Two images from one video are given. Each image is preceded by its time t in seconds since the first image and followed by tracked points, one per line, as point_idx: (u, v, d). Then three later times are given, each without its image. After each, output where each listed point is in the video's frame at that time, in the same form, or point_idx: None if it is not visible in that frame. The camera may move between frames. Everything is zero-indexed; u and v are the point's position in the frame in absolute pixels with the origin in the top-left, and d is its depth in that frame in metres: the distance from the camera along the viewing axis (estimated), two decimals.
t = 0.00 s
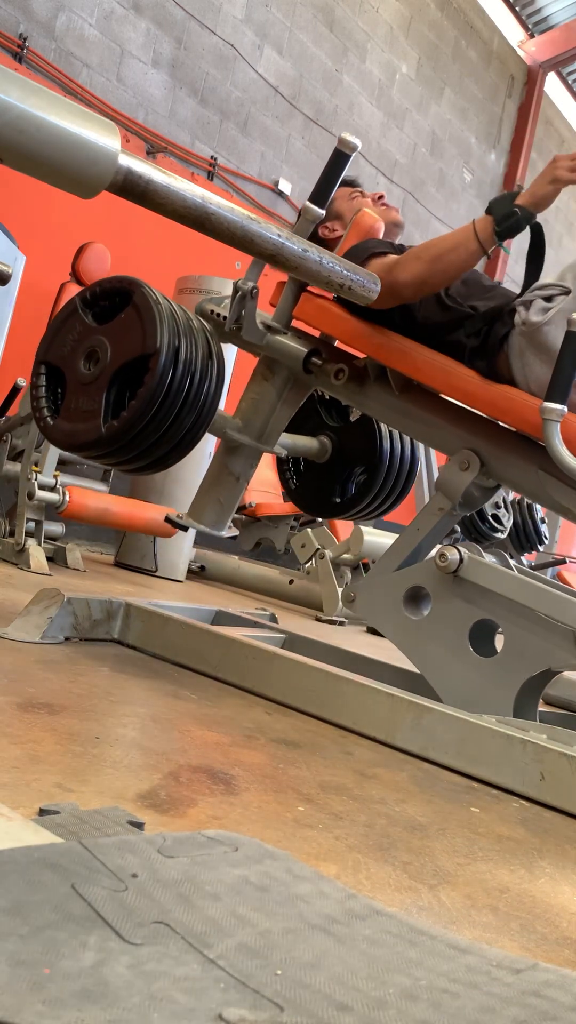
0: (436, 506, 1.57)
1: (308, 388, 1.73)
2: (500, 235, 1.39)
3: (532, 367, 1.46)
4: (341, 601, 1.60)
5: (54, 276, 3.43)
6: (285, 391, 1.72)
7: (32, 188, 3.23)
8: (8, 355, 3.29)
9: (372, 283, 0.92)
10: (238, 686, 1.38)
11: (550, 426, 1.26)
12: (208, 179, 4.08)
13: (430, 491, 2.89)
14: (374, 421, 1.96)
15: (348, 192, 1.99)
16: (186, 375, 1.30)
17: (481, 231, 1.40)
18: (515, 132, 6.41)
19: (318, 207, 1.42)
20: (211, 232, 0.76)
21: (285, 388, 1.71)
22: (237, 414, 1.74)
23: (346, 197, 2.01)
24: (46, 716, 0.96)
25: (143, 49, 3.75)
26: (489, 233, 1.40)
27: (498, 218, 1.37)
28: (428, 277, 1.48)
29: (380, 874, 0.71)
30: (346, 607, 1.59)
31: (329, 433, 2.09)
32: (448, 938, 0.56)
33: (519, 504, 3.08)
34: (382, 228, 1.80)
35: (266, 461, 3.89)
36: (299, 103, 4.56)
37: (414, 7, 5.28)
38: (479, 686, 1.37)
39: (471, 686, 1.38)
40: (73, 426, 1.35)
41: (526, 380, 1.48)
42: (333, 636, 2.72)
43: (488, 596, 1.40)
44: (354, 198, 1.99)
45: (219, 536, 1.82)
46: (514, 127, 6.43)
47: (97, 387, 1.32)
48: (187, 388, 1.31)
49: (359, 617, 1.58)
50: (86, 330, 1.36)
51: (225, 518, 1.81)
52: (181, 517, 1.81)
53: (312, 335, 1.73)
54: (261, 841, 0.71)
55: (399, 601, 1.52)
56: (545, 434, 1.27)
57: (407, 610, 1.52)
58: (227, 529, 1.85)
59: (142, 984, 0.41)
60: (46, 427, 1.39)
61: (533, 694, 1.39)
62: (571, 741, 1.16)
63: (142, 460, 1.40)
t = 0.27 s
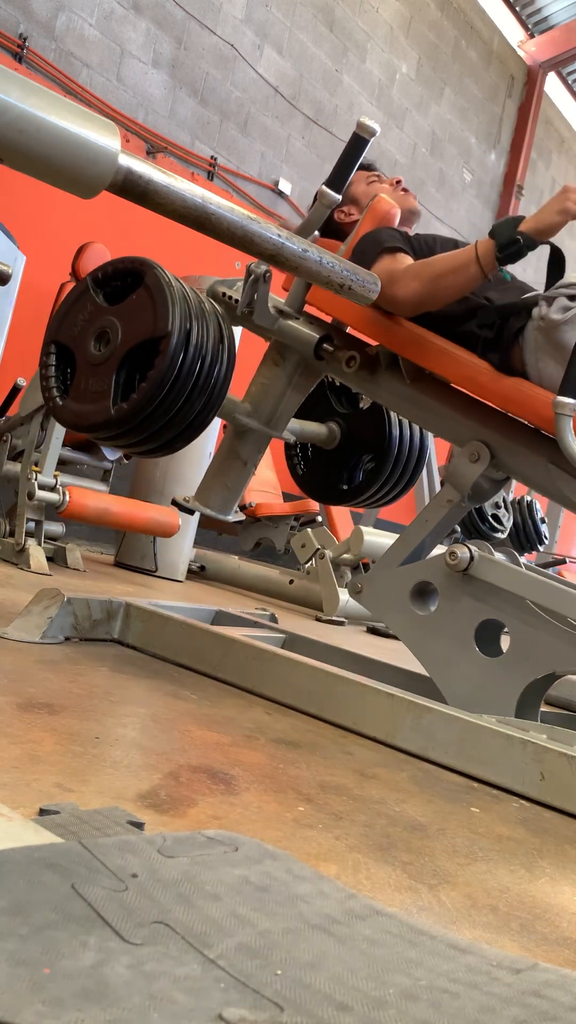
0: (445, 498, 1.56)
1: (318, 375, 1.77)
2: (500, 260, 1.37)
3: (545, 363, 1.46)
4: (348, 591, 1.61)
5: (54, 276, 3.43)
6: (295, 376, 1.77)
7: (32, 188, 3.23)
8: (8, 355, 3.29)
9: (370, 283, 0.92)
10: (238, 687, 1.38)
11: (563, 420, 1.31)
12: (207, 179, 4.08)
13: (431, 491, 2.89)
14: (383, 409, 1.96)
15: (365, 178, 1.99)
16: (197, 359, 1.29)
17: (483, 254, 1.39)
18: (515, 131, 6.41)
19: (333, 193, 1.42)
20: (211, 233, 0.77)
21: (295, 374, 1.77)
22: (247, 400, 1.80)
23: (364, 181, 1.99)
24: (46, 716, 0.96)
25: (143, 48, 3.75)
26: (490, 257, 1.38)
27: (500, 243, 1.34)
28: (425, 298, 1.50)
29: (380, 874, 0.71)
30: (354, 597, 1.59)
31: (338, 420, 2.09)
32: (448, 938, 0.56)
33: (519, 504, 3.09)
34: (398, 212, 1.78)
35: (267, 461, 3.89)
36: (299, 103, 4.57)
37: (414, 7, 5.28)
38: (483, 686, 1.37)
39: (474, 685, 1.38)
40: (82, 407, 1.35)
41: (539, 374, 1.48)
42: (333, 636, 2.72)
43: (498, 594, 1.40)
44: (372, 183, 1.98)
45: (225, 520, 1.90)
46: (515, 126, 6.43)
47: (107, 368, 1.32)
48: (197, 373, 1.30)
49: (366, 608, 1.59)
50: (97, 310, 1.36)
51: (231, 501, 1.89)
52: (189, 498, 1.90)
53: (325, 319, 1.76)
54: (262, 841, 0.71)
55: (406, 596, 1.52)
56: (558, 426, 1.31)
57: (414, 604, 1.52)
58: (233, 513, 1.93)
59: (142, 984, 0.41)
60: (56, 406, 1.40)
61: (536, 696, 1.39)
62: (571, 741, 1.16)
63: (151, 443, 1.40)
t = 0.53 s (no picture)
0: (450, 495, 1.57)
1: (325, 367, 1.77)
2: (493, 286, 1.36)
3: (553, 362, 1.47)
4: (353, 587, 1.61)
5: (54, 276, 3.43)
6: (302, 368, 1.77)
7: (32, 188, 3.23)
8: (8, 355, 3.29)
9: (370, 283, 0.92)
10: (238, 686, 1.38)
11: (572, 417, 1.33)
12: (207, 179, 4.08)
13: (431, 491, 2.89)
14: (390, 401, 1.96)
15: (375, 169, 1.98)
16: (204, 348, 1.30)
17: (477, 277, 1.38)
18: (515, 131, 6.41)
19: (342, 184, 1.42)
20: (211, 232, 0.77)
21: (302, 365, 1.77)
22: (253, 390, 1.81)
23: (374, 171, 1.99)
24: (46, 717, 0.96)
25: (143, 49, 3.75)
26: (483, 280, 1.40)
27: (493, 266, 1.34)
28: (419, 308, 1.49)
29: (380, 874, 0.71)
30: (358, 592, 1.60)
31: (344, 412, 2.10)
32: (448, 938, 0.56)
33: (519, 504, 3.09)
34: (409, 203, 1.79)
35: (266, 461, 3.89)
36: (299, 103, 4.57)
37: (414, 7, 5.28)
38: (485, 684, 1.38)
39: (475, 685, 1.39)
40: (88, 396, 1.34)
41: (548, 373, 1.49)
42: (333, 636, 2.72)
43: (503, 593, 1.40)
44: (383, 174, 1.97)
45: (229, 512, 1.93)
46: (515, 126, 6.43)
47: (113, 357, 1.32)
48: (204, 362, 1.30)
49: (371, 604, 1.59)
50: (104, 298, 1.36)
51: (235, 495, 1.92)
52: (193, 491, 1.93)
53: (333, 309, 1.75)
54: (262, 841, 0.71)
55: (410, 594, 1.52)
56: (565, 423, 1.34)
57: (419, 602, 1.53)
58: (237, 505, 1.96)
59: (142, 984, 0.41)
60: (62, 393, 1.39)
61: (538, 696, 1.38)
62: (571, 741, 1.16)
63: (156, 432, 1.40)
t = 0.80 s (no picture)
0: (449, 495, 1.57)
1: (323, 368, 1.77)
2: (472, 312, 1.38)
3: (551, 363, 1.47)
4: (352, 588, 1.61)
5: (54, 276, 3.43)
6: (300, 369, 1.78)
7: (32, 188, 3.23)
8: (8, 356, 3.29)
9: (371, 283, 0.92)
10: (238, 687, 1.38)
11: (570, 418, 1.33)
12: (207, 179, 4.08)
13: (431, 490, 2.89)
14: (388, 402, 1.96)
15: (373, 170, 1.99)
16: (202, 351, 1.30)
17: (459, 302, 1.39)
18: (515, 131, 6.41)
19: (341, 185, 1.42)
20: (211, 232, 0.77)
21: (301, 366, 1.77)
22: (251, 392, 1.81)
23: (371, 173, 1.99)
24: (46, 717, 0.96)
25: (143, 49, 3.75)
26: (463, 307, 1.40)
27: (471, 294, 1.36)
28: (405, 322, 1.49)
29: (380, 874, 0.71)
30: (357, 593, 1.60)
31: (343, 413, 2.10)
32: (448, 938, 0.56)
33: (519, 504, 3.09)
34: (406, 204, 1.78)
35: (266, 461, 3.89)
36: (299, 103, 4.57)
37: (414, 7, 5.28)
38: (484, 685, 1.38)
39: (475, 686, 1.39)
40: (86, 399, 1.34)
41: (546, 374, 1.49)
42: (333, 636, 2.72)
43: (502, 593, 1.40)
44: (381, 175, 1.98)
45: (228, 513, 1.93)
46: (515, 126, 6.43)
47: (112, 359, 1.32)
48: (202, 364, 1.30)
49: (370, 605, 1.59)
50: (103, 301, 1.36)
51: (234, 496, 1.91)
52: (192, 491, 1.93)
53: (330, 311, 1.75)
54: (262, 841, 0.71)
55: (409, 595, 1.52)
56: (564, 425, 1.34)
57: (418, 602, 1.53)
58: (237, 506, 1.95)
59: (142, 984, 0.41)
60: (60, 397, 1.39)
61: (538, 696, 1.38)
62: (571, 741, 1.16)
63: (154, 435, 1.40)
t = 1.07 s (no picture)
0: (449, 495, 1.57)
1: (323, 369, 1.77)
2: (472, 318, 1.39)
3: (550, 364, 1.47)
4: (351, 588, 1.61)
5: (54, 276, 3.43)
6: (300, 369, 1.77)
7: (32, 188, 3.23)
8: (8, 356, 3.29)
9: (371, 283, 0.92)
10: (238, 686, 1.38)
11: (570, 419, 1.33)
12: (207, 179, 4.08)
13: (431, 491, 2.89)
14: (388, 402, 1.96)
15: (372, 171, 1.99)
16: (202, 351, 1.30)
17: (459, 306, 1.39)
18: (515, 131, 6.41)
19: (340, 185, 1.42)
20: (212, 232, 0.77)
21: (300, 367, 1.77)
22: (251, 392, 1.81)
23: (371, 173, 1.99)
24: (46, 716, 0.96)
25: (143, 49, 3.75)
26: (463, 315, 1.40)
27: (471, 302, 1.37)
28: (406, 327, 1.49)
29: (380, 874, 0.71)
30: (357, 593, 1.60)
31: (342, 414, 2.10)
32: (448, 938, 0.56)
33: (519, 504, 3.09)
34: (406, 204, 1.79)
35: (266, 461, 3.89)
36: (299, 103, 4.57)
37: (414, 7, 5.28)
38: (484, 685, 1.38)
39: (474, 686, 1.39)
40: (86, 399, 1.34)
41: (546, 374, 1.49)
42: (333, 636, 2.72)
43: (502, 593, 1.40)
44: (380, 176, 1.98)
45: (228, 513, 1.93)
46: (515, 127, 6.43)
47: (111, 360, 1.32)
48: (202, 364, 1.30)
49: (370, 605, 1.59)
50: (102, 301, 1.36)
51: (233, 496, 1.91)
52: (192, 491, 1.93)
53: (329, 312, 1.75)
54: (262, 841, 0.71)
55: (409, 595, 1.52)
56: (564, 425, 1.34)
57: (417, 602, 1.52)
58: (237, 506, 1.96)
59: (142, 984, 0.41)
60: (60, 397, 1.39)
61: (537, 696, 1.38)
62: (571, 741, 1.16)
63: (154, 436, 1.40)
